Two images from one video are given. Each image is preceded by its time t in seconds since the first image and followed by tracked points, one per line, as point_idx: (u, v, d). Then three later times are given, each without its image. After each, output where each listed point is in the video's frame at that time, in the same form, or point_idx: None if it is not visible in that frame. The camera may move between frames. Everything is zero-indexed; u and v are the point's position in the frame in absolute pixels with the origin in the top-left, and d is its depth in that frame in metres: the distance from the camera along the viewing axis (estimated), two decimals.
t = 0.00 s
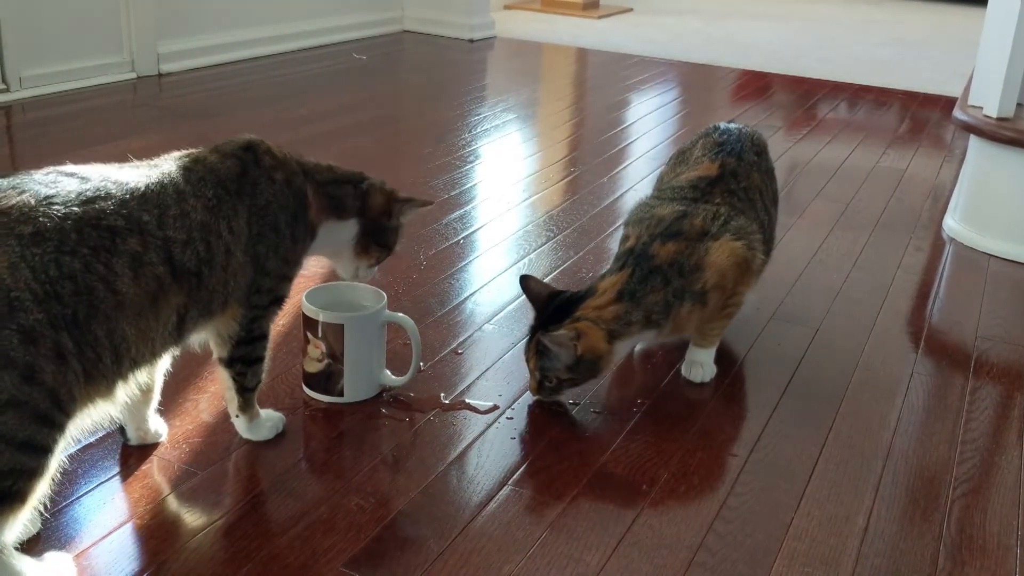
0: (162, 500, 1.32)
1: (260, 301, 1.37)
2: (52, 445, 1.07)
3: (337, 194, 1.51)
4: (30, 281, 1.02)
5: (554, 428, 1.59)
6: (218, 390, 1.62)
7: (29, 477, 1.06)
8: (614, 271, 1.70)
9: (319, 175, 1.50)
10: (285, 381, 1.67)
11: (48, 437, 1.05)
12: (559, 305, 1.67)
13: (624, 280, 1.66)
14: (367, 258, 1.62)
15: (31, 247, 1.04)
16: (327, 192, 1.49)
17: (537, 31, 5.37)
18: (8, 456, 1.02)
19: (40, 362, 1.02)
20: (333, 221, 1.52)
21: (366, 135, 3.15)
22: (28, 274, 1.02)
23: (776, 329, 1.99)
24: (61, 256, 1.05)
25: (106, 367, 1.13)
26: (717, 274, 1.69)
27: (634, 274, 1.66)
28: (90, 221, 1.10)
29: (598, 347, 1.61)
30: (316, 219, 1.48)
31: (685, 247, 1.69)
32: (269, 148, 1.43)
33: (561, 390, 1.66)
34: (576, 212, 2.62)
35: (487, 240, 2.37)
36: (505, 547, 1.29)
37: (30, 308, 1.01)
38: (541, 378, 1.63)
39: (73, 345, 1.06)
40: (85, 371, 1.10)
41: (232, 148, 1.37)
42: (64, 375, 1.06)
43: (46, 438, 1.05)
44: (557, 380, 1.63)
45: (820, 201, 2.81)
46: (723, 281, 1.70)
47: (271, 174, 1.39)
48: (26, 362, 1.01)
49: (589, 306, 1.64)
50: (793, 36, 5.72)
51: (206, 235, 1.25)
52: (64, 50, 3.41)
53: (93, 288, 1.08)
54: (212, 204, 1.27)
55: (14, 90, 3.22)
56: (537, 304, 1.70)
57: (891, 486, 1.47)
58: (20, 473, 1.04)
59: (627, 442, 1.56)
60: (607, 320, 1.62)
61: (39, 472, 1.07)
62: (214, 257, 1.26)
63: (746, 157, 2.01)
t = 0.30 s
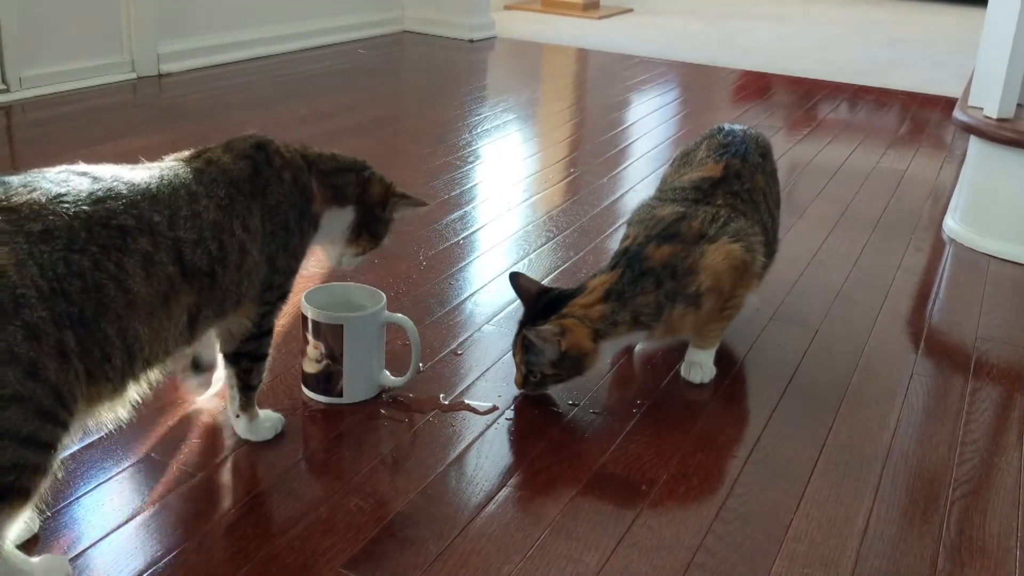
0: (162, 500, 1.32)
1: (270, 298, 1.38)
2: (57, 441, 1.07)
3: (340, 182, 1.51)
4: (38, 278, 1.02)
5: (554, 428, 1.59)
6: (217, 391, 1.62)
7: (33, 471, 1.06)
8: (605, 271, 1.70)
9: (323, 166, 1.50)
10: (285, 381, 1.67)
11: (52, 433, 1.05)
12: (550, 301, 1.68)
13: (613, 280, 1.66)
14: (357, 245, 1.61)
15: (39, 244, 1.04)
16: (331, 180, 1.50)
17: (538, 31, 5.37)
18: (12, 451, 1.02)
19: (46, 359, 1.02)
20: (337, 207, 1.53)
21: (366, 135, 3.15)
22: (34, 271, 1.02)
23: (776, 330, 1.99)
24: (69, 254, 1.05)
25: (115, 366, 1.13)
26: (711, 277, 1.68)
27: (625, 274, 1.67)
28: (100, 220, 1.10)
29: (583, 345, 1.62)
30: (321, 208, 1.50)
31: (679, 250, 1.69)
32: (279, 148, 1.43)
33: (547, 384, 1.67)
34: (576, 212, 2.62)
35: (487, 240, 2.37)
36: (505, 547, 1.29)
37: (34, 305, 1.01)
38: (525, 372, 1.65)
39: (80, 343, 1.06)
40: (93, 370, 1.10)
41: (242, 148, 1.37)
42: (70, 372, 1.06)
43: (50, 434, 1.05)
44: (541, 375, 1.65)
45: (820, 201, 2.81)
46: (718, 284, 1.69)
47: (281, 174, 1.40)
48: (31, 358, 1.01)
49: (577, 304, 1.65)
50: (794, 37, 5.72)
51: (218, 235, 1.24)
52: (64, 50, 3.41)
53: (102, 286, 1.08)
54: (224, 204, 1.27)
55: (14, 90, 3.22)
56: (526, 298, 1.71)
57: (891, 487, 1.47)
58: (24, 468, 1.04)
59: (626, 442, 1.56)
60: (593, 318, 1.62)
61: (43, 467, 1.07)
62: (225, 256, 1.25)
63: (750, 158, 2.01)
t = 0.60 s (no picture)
0: (162, 501, 1.32)
1: (268, 280, 1.40)
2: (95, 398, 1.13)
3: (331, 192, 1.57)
4: (78, 248, 1.07)
5: (554, 429, 1.59)
6: (217, 391, 1.62)
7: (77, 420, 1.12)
8: (607, 273, 1.71)
9: (319, 175, 1.56)
10: (285, 381, 1.67)
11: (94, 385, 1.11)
12: (551, 301, 1.69)
13: (615, 281, 1.67)
14: (346, 256, 1.68)
15: (71, 220, 1.08)
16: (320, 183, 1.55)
17: (539, 32, 5.38)
18: (62, 398, 1.08)
19: (88, 321, 1.07)
20: (326, 215, 1.58)
21: (367, 135, 3.15)
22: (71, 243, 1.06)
23: (776, 330, 1.99)
24: (98, 229, 1.10)
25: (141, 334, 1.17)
26: (712, 278, 1.68)
27: (626, 275, 1.67)
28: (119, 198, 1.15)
29: (582, 344, 1.62)
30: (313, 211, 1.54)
31: (682, 252, 1.69)
32: (274, 145, 1.48)
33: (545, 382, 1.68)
34: (576, 213, 2.63)
35: (487, 240, 2.37)
36: (505, 548, 1.29)
37: (73, 274, 1.05)
38: (524, 369, 1.65)
39: (115, 310, 1.11)
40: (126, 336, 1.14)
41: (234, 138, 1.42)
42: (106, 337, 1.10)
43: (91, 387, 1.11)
44: (540, 373, 1.65)
45: (821, 202, 2.81)
46: (719, 285, 1.69)
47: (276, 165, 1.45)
48: (75, 321, 1.06)
49: (577, 304, 1.65)
50: (795, 38, 5.72)
51: (219, 216, 1.29)
52: (65, 50, 3.41)
53: (131, 258, 1.13)
54: (223, 186, 1.32)
55: (15, 90, 3.22)
56: (528, 298, 1.71)
57: (892, 488, 1.47)
58: (69, 415, 1.10)
59: (626, 443, 1.56)
60: (593, 319, 1.63)
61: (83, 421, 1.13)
62: (226, 234, 1.31)
63: (751, 159, 2.01)
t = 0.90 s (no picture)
0: (164, 501, 1.32)
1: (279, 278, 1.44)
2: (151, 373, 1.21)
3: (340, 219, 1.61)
4: (118, 231, 1.14)
5: (555, 429, 1.59)
6: (219, 392, 1.62)
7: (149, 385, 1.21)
8: (611, 269, 1.72)
9: (333, 201, 1.60)
10: (286, 382, 1.67)
11: (148, 356, 1.19)
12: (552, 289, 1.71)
13: (618, 278, 1.68)
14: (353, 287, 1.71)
15: (110, 203, 1.15)
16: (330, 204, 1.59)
17: (540, 33, 5.38)
18: (121, 371, 1.16)
19: (133, 301, 1.15)
20: (333, 238, 1.60)
21: (369, 136, 3.15)
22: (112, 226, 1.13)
23: (778, 331, 1.99)
24: (134, 212, 1.17)
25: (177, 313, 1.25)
26: (717, 281, 1.68)
27: (630, 274, 1.68)
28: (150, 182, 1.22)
29: (570, 332, 1.61)
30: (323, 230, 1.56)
31: (686, 253, 1.69)
32: (296, 158, 1.51)
33: (543, 369, 1.69)
34: (578, 213, 2.63)
35: (489, 241, 2.37)
36: (507, 548, 1.28)
37: (116, 255, 1.13)
38: (522, 351, 1.68)
39: (154, 289, 1.18)
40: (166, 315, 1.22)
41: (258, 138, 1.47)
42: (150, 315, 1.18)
43: (145, 360, 1.19)
44: (532, 356, 1.66)
45: (822, 203, 2.81)
46: (724, 288, 1.69)
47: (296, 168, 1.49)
48: (119, 303, 1.13)
49: (575, 295, 1.66)
50: (796, 39, 5.72)
51: (239, 209, 1.34)
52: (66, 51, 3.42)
53: (163, 242, 1.19)
54: (246, 179, 1.37)
55: (17, 90, 3.22)
56: (532, 285, 1.74)
57: (894, 489, 1.47)
58: (136, 383, 1.19)
59: (628, 444, 1.56)
60: (584, 309, 1.63)
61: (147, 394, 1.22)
62: (247, 224, 1.36)
63: (755, 158, 2.00)
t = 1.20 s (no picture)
0: (166, 501, 1.32)
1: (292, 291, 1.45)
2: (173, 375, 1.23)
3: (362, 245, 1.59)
4: (165, 234, 1.20)
5: (556, 429, 1.59)
6: (221, 392, 1.62)
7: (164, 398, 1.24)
8: (629, 265, 1.71)
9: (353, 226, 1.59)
10: (288, 382, 1.67)
11: (173, 362, 1.22)
12: (564, 279, 1.72)
13: (632, 276, 1.68)
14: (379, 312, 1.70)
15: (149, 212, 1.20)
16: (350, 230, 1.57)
17: (541, 33, 5.38)
18: (146, 374, 1.19)
19: (166, 305, 1.19)
20: (353, 261, 1.58)
21: (370, 136, 3.15)
22: (150, 233, 1.18)
23: (779, 331, 1.99)
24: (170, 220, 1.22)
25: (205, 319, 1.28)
26: (728, 283, 1.68)
27: (644, 273, 1.68)
28: (194, 190, 1.28)
29: (581, 326, 1.63)
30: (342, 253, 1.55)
31: (698, 254, 1.69)
32: (320, 183, 1.53)
33: (548, 357, 1.71)
34: (580, 213, 2.63)
35: (491, 240, 2.38)
36: (508, 548, 1.29)
37: (157, 260, 1.18)
38: (530, 338, 1.70)
39: (186, 294, 1.22)
40: (195, 319, 1.25)
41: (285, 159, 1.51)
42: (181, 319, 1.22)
43: (170, 365, 1.22)
44: (539, 344, 1.69)
45: (823, 203, 2.81)
46: (735, 290, 1.69)
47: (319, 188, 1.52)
48: (156, 305, 1.18)
49: (591, 288, 1.66)
50: (797, 39, 5.72)
51: (268, 226, 1.38)
52: (68, 51, 3.42)
53: (197, 250, 1.24)
54: (274, 194, 1.41)
55: (18, 90, 3.22)
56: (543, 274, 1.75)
57: (897, 490, 1.47)
58: (155, 391, 1.21)
59: (630, 444, 1.56)
60: (596, 304, 1.63)
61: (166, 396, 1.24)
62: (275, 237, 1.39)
63: (755, 154, 2.00)
